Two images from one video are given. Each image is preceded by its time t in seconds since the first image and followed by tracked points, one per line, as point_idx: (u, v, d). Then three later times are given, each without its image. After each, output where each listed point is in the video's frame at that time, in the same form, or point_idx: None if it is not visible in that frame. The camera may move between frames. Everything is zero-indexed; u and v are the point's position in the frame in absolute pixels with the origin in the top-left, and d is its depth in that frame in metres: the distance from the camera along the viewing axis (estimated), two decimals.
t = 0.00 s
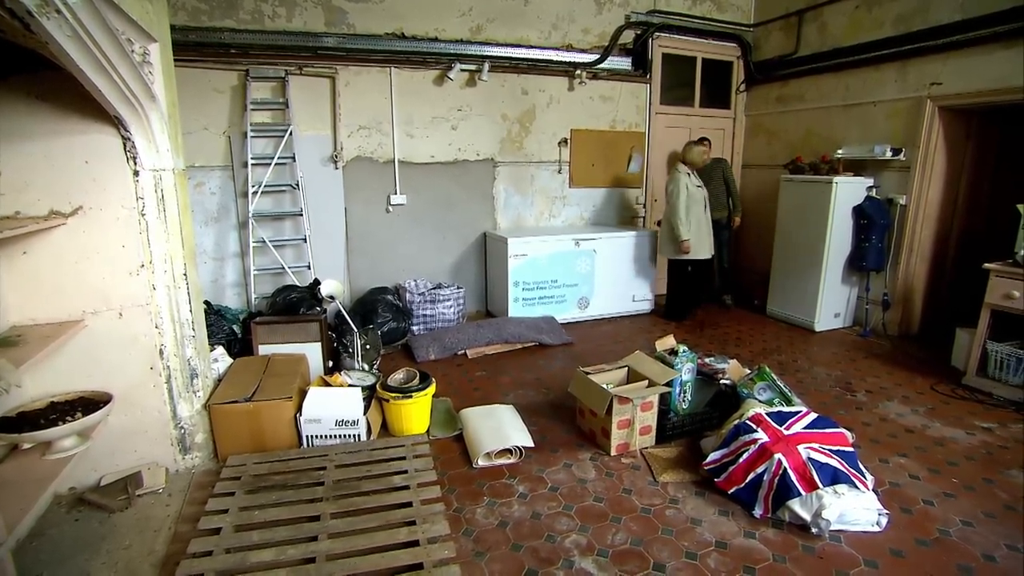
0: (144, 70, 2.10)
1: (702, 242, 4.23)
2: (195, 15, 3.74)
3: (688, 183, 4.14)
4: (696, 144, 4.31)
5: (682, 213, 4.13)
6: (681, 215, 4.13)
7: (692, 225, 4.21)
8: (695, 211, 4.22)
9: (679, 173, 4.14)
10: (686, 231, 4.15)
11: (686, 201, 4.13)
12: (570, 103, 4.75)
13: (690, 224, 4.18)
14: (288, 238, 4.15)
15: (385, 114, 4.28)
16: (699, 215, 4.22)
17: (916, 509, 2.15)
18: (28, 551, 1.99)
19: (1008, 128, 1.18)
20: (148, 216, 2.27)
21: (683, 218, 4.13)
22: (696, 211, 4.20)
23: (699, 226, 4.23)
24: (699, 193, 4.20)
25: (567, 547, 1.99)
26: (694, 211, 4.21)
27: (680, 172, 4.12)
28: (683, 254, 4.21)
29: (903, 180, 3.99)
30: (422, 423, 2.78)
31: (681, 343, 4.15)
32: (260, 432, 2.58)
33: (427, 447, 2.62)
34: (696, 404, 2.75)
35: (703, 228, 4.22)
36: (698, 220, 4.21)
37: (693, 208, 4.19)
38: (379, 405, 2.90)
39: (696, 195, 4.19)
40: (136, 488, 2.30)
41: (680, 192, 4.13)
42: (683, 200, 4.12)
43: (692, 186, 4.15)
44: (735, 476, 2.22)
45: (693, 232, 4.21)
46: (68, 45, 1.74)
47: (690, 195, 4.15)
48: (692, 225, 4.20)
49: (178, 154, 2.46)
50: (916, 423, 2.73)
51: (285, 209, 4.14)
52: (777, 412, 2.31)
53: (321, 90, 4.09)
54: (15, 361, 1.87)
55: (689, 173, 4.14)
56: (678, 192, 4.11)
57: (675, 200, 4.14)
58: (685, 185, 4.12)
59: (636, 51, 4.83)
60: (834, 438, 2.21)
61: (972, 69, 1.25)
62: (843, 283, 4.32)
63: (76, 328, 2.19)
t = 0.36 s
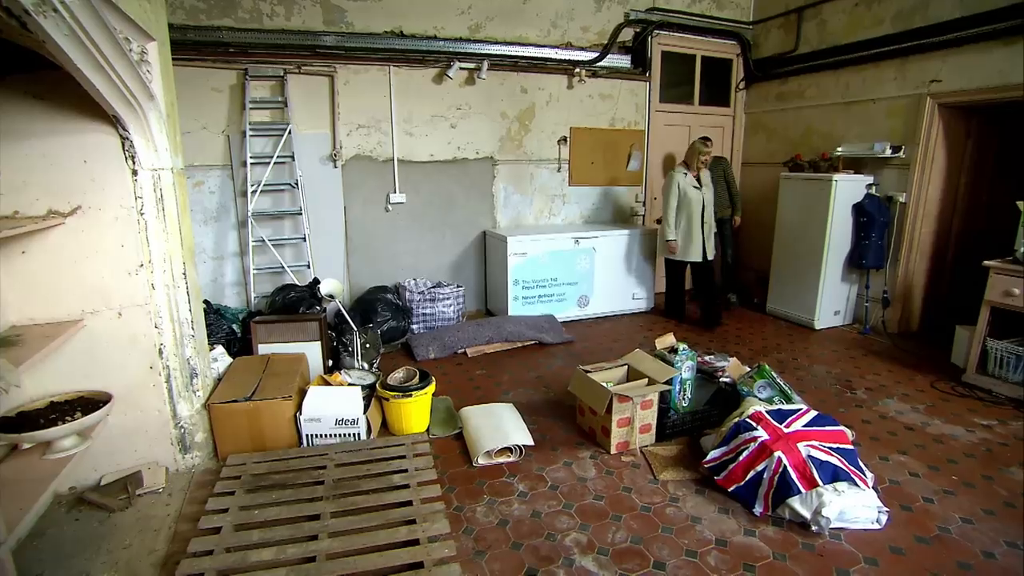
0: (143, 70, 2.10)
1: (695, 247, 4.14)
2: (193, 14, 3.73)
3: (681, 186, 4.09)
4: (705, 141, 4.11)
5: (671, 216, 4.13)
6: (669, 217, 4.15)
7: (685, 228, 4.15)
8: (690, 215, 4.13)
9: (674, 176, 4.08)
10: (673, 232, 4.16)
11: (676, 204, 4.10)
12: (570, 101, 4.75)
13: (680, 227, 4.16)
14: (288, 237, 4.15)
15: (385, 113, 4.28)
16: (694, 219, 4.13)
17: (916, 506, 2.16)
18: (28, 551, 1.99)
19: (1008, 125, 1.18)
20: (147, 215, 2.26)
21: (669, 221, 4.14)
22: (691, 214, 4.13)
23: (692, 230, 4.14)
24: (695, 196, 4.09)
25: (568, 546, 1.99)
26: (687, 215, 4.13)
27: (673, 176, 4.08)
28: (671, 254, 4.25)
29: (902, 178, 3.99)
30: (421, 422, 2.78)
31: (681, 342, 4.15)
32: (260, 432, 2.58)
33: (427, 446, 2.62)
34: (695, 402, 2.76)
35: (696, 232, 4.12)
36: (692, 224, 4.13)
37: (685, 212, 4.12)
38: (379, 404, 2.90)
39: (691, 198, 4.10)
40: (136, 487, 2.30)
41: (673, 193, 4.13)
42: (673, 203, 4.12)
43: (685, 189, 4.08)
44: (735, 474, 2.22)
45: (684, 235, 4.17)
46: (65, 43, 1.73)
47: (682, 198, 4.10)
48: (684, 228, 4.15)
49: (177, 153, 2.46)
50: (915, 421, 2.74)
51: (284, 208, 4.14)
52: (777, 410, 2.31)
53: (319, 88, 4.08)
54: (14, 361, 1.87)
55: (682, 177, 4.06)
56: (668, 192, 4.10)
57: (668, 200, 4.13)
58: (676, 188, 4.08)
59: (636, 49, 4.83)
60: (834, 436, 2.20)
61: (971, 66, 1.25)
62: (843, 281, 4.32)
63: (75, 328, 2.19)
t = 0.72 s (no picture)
0: (141, 67, 2.09)
1: (694, 249, 4.03)
2: (192, 11, 3.73)
3: (686, 183, 3.98)
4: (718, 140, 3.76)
5: (672, 212, 4.06)
6: (670, 213, 4.08)
7: (686, 228, 4.05)
8: (692, 215, 4.01)
9: (682, 173, 3.98)
10: (673, 229, 4.10)
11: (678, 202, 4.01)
12: (570, 99, 4.74)
13: (681, 225, 4.08)
14: (287, 235, 4.15)
15: (385, 111, 4.27)
16: (695, 220, 4.00)
17: (915, 505, 2.16)
18: (27, 548, 1.99)
19: (1010, 124, 1.18)
20: (146, 213, 2.26)
21: (669, 218, 4.08)
22: (693, 215, 4.00)
23: (692, 232, 4.02)
24: (698, 196, 3.94)
25: (567, 544, 1.99)
26: (688, 215, 4.02)
27: (681, 172, 3.98)
28: (669, 251, 4.20)
29: (902, 177, 4.00)
30: (421, 420, 2.78)
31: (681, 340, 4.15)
32: (259, 430, 2.58)
33: (426, 444, 2.62)
34: (695, 401, 2.76)
35: (695, 234, 3.99)
36: (692, 225, 4.01)
37: (687, 211, 4.01)
38: (378, 402, 2.90)
39: (696, 198, 3.96)
40: (136, 485, 2.30)
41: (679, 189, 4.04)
42: (676, 199, 4.04)
43: (689, 187, 3.95)
44: (734, 472, 2.22)
45: (683, 235, 4.08)
46: (64, 40, 1.72)
47: (687, 196, 3.99)
48: (685, 228, 4.06)
49: (177, 151, 2.45)
50: (914, 419, 2.75)
51: (284, 206, 4.14)
52: (776, 408, 2.31)
53: (319, 86, 4.08)
54: (13, 358, 1.87)
55: (689, 176, 3.93)
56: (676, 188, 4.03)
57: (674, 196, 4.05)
58: (682, 186, 3.99)
59: (636, 48, 4.82)
60: (834, 434, 2.20)
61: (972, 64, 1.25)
62: (842, 280, 4.32)
63: (74, 326, 2.19)
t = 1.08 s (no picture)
0: (143, 68, 2.09)
1: (697, 249, 3.94)
2: (193, 11, 3.73)
3: (687, 182, 3.93)
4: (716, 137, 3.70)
5: (674, 211, 4.00)
6: (672, 212, 4.02)
7: (687, 227, 3.98)
8: (694, 214, 3.94)
9: (683, 171, 3.95)
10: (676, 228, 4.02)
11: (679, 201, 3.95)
12: (570, 99, 4.74)
13: (683, 225, 4.01)
14: (288, 235, 4.15)
15: (385, 111, 4.27)
16: (697, 219, 3.92)
17: (917, 504, 2.16)
18: (30, 549, 1.99)
19: (1014, 122, 1.17)
20: (148, 213, 2.26)
21: (671, 216, 4.02)
22: (694, 212, 3.93)
23: (695, 231, 3.94)
24: (699, 194, 3.87)
25: (568, 543, 1.99)
26: (690, 214, 3.95)
27: (682, 171, 3.94)
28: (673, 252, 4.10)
29: (904, 175, 4.00)
30: (422, 420, 2.78)
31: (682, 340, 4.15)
32: (261, 429, 2.58)
33: (428, 443, 2.62)
34: (696, 400, 2.76)
35: (697, 234, 3.91)
36: (694, 224, 3.93)
37: (688, 210, 3.94)
38: (379, 402, 2.90)
39: (696, 195, 3.90)
40: (138, 485, 2.31)
41: (680, 188, 4.00)
42: (677, 198, 4.00)
43: (688, 183, 3.91)
44: (736, 471, 2.22)
45: (686, 235, 4.00)
46: (65, 41, 1.73)
47: (688, 195, 3.94)
48: (688, 228, 3.98)
49: (178, 151, 2.45)
50: (916, 418, 2.75)
51: (284, 206, 4.14)
52: (778, 407, 2.31)
53: (319, 86, 4.08)
54: (15, 359, 1.88)
55: (690, 174, 3.88)
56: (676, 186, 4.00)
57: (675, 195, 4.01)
58: (681, 182, 3.97)
59: (636, 47, 4.82)
60: (835, 433, 2.20)
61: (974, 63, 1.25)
62: (844, 279, 4.32)
63: (76, 326, 2.19)
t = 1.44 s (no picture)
0: (141, 67, 2.08)
1: (690, 251, 3.84)
2: (192, 12, 3.73)
3: (673, 183, 3.84)
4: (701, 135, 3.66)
5: (661, 214, 3.89)
6: (659, 215, 3.90)
7: (677, 229, 3.87)
8: (684, 216, 3.84)
9: (667, 173, 3.85)
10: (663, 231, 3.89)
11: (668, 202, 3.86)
12: (569, 99, 4.74)
13: (672, 228, 3.90)
14: (287, 235, 4.15)
15: (384, 111, 4.27)
16: (687, 220, 3.83)
17: (915, 503, 2.17)
18: (29, 549, 1.99)
19: (1010, 121, 1.18)
20: (146, 213, 2.26)
21: (659, 219, 3.89)
22: (684, 213, 3.82)
23: (685, 232, 3.85)
24: (687, 195, 3.79)
25: (567, 543, 1.99)
26: (680, 216, 3.85)
27: (666, 172, 3.84)
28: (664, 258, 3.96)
29: (902, 175, 4.00)
30: (421, 420, 2.78)
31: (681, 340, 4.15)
32: (260, 429, 2.58)
33: (427, 443, 2.62)
34: (695, 400, 2.76)
35: (689, 235, 3.82)
36: (684, 225, 3.83)
37: (677, 211, 3.84)
38: (378, 402, 2.89)
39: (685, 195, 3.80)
40: (137, 485, 2.31)
41: (665, 190, 3.90)
42: (663, 200, 3.89)
43: (676, 184, 3.82)
44: (735, 470, 2.22)
45: (676, 238, 3.89)
46: (64, 40, 1.73)
47: (674, 196, 3.85)
48: (678, 230, 3.87)
49: (176, 151, 2.45)
50: (914, 417, 2.75)
51: (283, 206, 4.14)
52: (777, 407, 2.31)
53: (318, 86, 4.08)
54: (14, 359, 1.88)
55: (677, 175, 3.79)
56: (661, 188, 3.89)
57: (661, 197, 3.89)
58: (667, 183, 3.86)
59: (635, 47, 4.82)
60: (834, 433, 2.20)
61: (972, 64, 1.26)
62: (842, 278, 4.32)
63: (75, 326, 2.19)
